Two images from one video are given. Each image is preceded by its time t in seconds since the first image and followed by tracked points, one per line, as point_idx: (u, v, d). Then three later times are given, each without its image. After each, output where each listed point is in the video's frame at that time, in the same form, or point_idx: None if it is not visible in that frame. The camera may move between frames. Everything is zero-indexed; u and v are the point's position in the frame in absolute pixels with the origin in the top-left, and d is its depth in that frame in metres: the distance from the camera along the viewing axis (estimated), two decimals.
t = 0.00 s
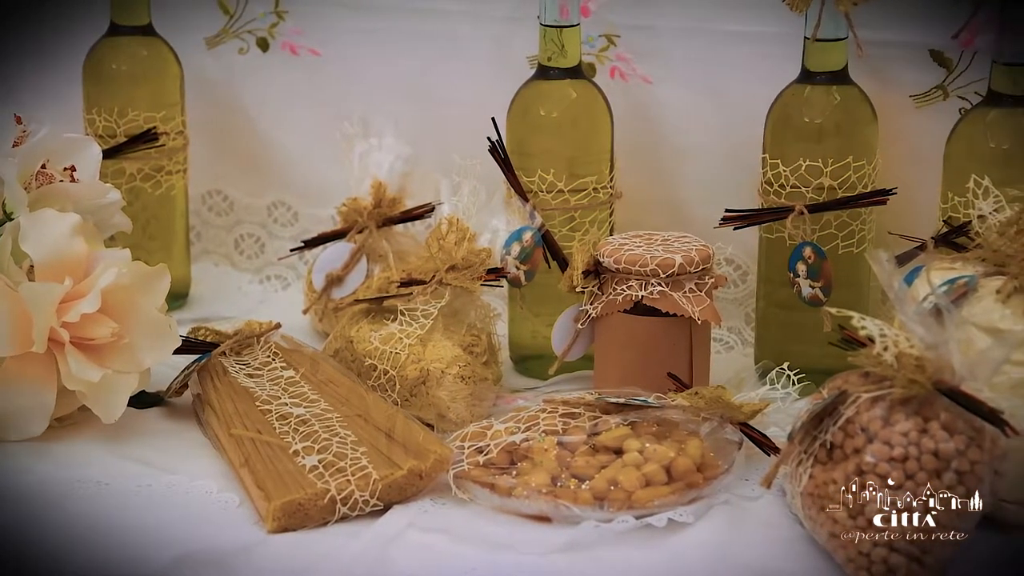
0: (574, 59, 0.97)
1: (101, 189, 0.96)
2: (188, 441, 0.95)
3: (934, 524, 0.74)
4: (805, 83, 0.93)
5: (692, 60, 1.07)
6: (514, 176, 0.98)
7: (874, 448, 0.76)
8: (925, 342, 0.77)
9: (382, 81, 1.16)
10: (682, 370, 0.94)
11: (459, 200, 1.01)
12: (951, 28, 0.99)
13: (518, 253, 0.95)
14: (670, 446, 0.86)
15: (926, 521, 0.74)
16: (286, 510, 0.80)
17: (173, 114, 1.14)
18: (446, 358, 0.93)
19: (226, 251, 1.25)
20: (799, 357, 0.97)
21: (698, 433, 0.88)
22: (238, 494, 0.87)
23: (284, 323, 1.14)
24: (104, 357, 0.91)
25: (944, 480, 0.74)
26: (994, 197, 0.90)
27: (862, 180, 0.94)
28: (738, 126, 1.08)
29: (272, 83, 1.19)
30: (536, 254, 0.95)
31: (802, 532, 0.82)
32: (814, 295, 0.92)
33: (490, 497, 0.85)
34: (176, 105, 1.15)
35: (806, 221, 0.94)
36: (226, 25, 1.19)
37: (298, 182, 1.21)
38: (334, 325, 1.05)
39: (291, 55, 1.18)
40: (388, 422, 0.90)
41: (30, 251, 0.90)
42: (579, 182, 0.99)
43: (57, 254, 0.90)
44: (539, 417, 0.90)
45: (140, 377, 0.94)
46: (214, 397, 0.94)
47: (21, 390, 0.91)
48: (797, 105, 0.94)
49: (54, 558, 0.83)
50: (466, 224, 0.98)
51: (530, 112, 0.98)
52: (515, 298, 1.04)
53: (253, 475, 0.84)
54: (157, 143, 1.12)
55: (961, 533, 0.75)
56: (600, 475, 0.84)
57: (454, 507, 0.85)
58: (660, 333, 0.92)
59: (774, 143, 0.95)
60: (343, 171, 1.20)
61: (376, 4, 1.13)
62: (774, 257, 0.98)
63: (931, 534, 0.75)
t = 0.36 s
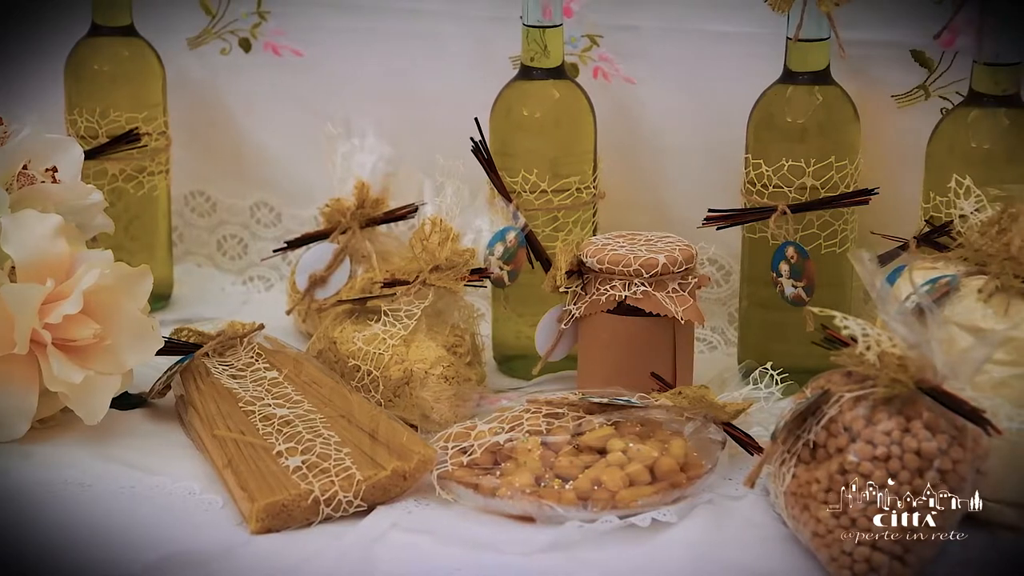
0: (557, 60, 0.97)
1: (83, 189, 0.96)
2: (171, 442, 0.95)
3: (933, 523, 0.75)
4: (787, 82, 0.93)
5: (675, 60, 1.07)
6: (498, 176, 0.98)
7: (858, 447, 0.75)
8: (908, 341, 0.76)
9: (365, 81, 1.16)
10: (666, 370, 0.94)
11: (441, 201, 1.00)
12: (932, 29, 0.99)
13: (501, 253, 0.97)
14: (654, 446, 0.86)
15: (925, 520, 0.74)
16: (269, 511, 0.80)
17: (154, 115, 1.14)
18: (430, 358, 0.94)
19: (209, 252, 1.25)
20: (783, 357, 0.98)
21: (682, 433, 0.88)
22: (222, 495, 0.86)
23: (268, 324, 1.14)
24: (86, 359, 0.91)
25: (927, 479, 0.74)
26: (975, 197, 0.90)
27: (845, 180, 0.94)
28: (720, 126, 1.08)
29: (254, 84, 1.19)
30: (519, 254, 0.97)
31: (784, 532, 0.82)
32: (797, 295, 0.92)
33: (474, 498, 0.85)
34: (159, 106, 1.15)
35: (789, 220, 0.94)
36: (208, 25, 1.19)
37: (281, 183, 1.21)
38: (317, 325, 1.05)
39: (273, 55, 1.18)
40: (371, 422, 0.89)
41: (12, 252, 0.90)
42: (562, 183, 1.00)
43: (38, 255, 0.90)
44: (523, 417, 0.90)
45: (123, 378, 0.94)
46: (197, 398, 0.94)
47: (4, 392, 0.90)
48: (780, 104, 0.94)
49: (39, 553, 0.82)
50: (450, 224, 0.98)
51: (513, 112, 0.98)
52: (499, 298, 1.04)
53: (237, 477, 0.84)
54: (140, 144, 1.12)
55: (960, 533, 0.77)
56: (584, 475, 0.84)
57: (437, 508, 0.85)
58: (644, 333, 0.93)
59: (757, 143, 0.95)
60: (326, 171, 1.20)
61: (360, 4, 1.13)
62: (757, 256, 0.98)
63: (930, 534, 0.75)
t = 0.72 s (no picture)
0: (535, 59, 0.97)
1: (61, 190, 0.96)
2: (149, 444, 0.95)
3: (934, 523, 0.76)
4: (765, 82, 0.94)
5: (652, 60, 1.08)
6: (476, 176, 0.98)
7: (836, 446, 0.76)
8: (885, 340, 0.76)
9: (343, 81, 1.16)
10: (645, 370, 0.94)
11: (421, 201, 1.01)
12: (909, 28, 1.00)
13: (480, 253, 0.96)
14: (633, 446, 0.86)
15: (926, 520, 0.76)
16: (248, 512, 0.80)
17: (131, 116, 1.14)
18: (408, 359, 0.93)
19: (188, 253, 1.25)
20: (762, 357, 0.98)
21: (661, 433, 0.88)
22: (201, 497, 0.86)
23: (247, 325, 1.14)
24: (63, 361, 0.91)
25: (904, 478, 0.75)
26: (951, 196, 0.91)
27: (822, 179, 0.94)
28: (697, 127, 1.09)
29: (232, 85, 1.19)
30: (499, 253, 0.96)
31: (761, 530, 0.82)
32: (775, 295, 0.92)
33: (454, 498, 0.84)
34: (136, 107, 1.15)
35: (767, 220, 0.94)
36: (185, 26, 1.19)
37: (259, 183, 1.21)
38: (296, 325, 1.05)
39: (251, 56, 1.18)
40: (350, 423, 0.89)
41: None
42: (541, 183, 1.00)
43: (16, 255, 0.90)
44: (503, 417, 0.90)
45: (100, 380, 0.93)
46: (176, 400, 0.94)
47: None
48: (757, 104, 0.94)
49: (38, 553, 0.82)
50: (428, 225, 0.98)
51: (491, 112, 0.99)
52: (478, 299, 1.04)
53: (216, 478, 0.83)
54: (117, 144, 1.12)
55: (960, 533, 0.79)
56: (563, 475, 0.84)
57: (417, 509, 0.85)
58: (623, 333, 0.93)
59: (735, 143, 0.95)
60: (304, 172, 1.20)
61: (338, 4, 1.13)
62: (733, 257, 0.99)
63: (931, 534, 0.76)
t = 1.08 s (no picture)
0: (516, 60, 0.97)
1: (40, 192, 0.95)
2: (129, 445, 0.94)
3: (934, 523, 0.78)
4: (745, 83, 0.94)
5: (633, 60, 1.08)
6: (458, 177, 0.98)
7: (817, 446, 0.75)
8: (864, 339, 0.77)
9: (324, 81, 1.16)
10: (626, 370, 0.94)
11: (402, 202, 1.01)
12: (889, 29, 1.00)
13: (461, 254, 0.96)
14: (615, 446, 0.86)
15: (926, 520, 0.78)
16: (229, 513, 0.79)
17: (110, 117, 1.14)
18: (390, 360, 0.93)
19: (168, 254, 1.25)
20: (743, 356, 0.98)
21: (642, 433, 0.89)
22: (182, 499, 0.86)
23: (228, 326, 1.14)
24: (43, 362, 0.90)
25: (885, 476, 0.74)
26: (931, 197, 0.91)
27: (803, 179, 0.95)
28: (677, 127, 1.09)
29: (212, 85, 1.19)
30: (480, 253, 0.96)
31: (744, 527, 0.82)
32: (756, 294, 0.92)
33: (436, 499, 0.84)
34: (116, 108, 1.15)
35: (748, 220, 0.94)
36: (165, 26, 1.18)
37: (240, 184, 1.21)
38: (278, 326, 1.05)
39: (232, 56, 1.18)
40: (332, 424, 0.89)
41: None
42: (522, 183, 1.00)
43: None
44: (484, 418, 0.90)
45: (80, 381, 0.93)
46: (157, 401, 0.94)
47: None
48: (737, 104, 0.94)
49: (38, 551, 0.82)
50: (410, 226, 0.98)
51: (472, 112, 0.99)
52: (459, 299, 1.04)
53: (197, 480, 0.83)
54: (96, 145, 1.12)
55: (961, 533, 0.80)
56: (545, 475, 0.84)
57: (398, 509, 0.84)
58: (605, 333, 0.93)
59: (715, 143, 0.95)
60: (285, 172, 1.20)
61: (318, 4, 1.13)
62: (715, 257, 0.99)
63: (932, 534, 0.78)
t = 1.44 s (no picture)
0: (500, 61, 0.98)
1: (23, 193, 0.95)
2: (112, 447, 0.94)
3: (933, 523, 0.80)
4: (729, 82, 0.94)
5: (617, 60, 1.08)
6: (442, 177, 0.98)
7: (801, 445, 0.75)
8: (848, 339, 0.77)
9: (308, 81, 1.16)
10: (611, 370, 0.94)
11: (386, 203, 1.01)
12: (872, 29, 1.00)
13: (446, 254, 0.96)
14: (599, 445, 0.86)
15: (926, 520, 0.79)
16: (213, 515, 0.79)
17: (93, 117, 1.14)
18: (374, 361, 0.93)
19: (151, 254, 1.24)
20: (728, 356, 0.98)
21: (627, 433, 0.89)
22: (165, 500, 0.85)
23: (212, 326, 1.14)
24: (26, 363, 0.90)
25: (869, 475, 0.74)
26: (914, 196, 0.91)
27: (787, 179, 0.95)
28: (660, 127, 1.09)
29: (196, 85, 1.19)
30: (464, 253, 0.96)
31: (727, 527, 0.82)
32: (741, 294, 0.92)
33: (420, 499, 0.84)
34: (99, 108, 1.14)
35: (732, 220, 0.94)
36: (147, 26, 1.18)
37: (224, 184, 1.21)
38: (261, 326, 1.05)
39: (215, 57, 1.17)
40: (316, 425, 0.89)
41: None
42: (506, 183, 1.00)
43: None
44: (468, 418, 0.90)
45: (64, 382, 0.93)
46: (140, 402, 0.93)
47: None
48: (720, 105, 0.95)
49: (37, 552, 0.82)
50: (394, 227, 0.98)
51: (457, 112, 0.99)
52: (443, 299, 1.04)
53: (180, 481, 0.83)
54: (79, 146, 1.12)
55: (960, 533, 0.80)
56: (529, 475, 0.84)
57: (383, 510, 0.84)
58: (589, 333, 0.93)
59: (699, 143, 0.95)
60: (268, 172, 1.20)
61: (301, 4, 1.13)
62: (700, 257, 0.99)
63: (931, 534, 0.79)
